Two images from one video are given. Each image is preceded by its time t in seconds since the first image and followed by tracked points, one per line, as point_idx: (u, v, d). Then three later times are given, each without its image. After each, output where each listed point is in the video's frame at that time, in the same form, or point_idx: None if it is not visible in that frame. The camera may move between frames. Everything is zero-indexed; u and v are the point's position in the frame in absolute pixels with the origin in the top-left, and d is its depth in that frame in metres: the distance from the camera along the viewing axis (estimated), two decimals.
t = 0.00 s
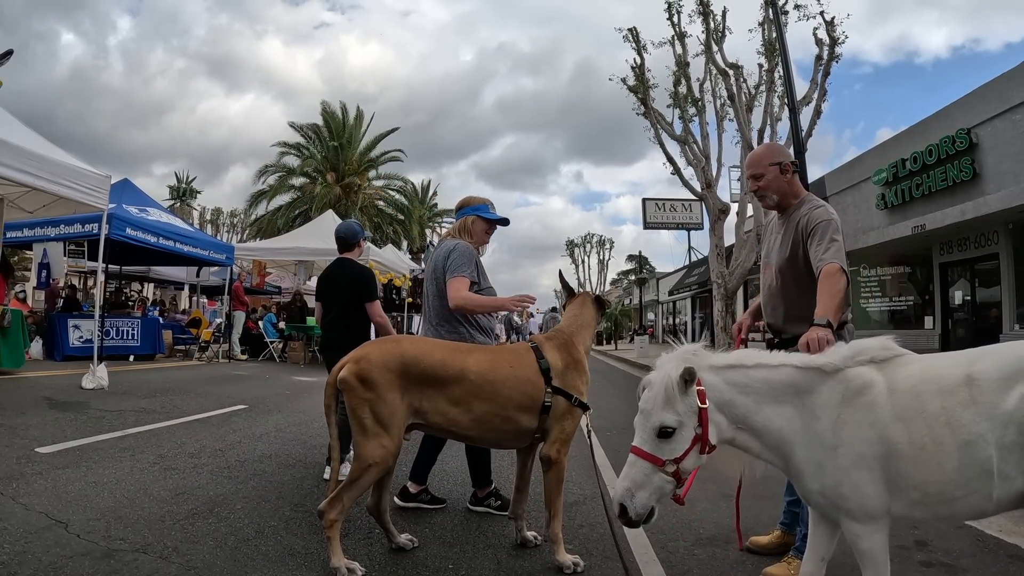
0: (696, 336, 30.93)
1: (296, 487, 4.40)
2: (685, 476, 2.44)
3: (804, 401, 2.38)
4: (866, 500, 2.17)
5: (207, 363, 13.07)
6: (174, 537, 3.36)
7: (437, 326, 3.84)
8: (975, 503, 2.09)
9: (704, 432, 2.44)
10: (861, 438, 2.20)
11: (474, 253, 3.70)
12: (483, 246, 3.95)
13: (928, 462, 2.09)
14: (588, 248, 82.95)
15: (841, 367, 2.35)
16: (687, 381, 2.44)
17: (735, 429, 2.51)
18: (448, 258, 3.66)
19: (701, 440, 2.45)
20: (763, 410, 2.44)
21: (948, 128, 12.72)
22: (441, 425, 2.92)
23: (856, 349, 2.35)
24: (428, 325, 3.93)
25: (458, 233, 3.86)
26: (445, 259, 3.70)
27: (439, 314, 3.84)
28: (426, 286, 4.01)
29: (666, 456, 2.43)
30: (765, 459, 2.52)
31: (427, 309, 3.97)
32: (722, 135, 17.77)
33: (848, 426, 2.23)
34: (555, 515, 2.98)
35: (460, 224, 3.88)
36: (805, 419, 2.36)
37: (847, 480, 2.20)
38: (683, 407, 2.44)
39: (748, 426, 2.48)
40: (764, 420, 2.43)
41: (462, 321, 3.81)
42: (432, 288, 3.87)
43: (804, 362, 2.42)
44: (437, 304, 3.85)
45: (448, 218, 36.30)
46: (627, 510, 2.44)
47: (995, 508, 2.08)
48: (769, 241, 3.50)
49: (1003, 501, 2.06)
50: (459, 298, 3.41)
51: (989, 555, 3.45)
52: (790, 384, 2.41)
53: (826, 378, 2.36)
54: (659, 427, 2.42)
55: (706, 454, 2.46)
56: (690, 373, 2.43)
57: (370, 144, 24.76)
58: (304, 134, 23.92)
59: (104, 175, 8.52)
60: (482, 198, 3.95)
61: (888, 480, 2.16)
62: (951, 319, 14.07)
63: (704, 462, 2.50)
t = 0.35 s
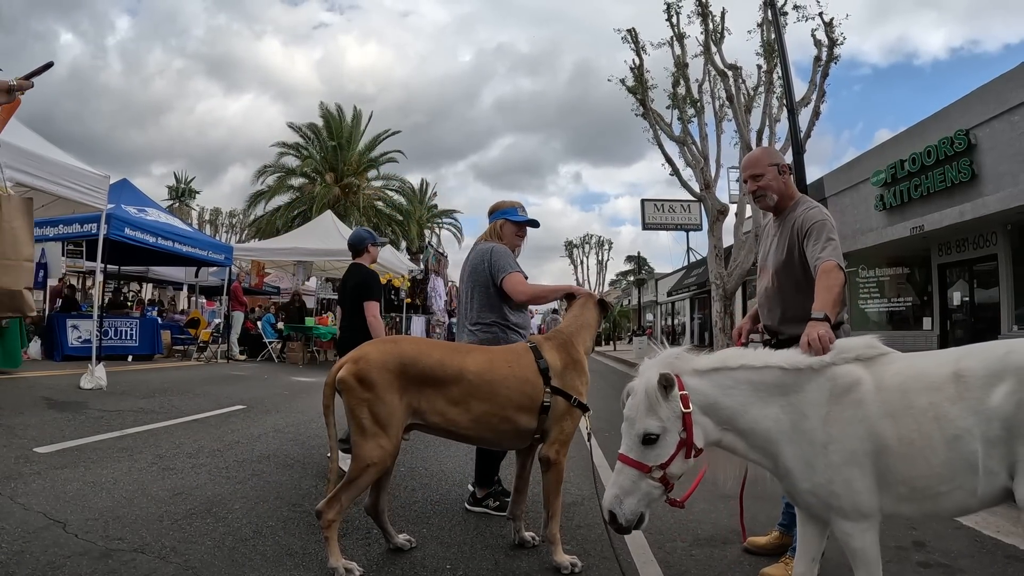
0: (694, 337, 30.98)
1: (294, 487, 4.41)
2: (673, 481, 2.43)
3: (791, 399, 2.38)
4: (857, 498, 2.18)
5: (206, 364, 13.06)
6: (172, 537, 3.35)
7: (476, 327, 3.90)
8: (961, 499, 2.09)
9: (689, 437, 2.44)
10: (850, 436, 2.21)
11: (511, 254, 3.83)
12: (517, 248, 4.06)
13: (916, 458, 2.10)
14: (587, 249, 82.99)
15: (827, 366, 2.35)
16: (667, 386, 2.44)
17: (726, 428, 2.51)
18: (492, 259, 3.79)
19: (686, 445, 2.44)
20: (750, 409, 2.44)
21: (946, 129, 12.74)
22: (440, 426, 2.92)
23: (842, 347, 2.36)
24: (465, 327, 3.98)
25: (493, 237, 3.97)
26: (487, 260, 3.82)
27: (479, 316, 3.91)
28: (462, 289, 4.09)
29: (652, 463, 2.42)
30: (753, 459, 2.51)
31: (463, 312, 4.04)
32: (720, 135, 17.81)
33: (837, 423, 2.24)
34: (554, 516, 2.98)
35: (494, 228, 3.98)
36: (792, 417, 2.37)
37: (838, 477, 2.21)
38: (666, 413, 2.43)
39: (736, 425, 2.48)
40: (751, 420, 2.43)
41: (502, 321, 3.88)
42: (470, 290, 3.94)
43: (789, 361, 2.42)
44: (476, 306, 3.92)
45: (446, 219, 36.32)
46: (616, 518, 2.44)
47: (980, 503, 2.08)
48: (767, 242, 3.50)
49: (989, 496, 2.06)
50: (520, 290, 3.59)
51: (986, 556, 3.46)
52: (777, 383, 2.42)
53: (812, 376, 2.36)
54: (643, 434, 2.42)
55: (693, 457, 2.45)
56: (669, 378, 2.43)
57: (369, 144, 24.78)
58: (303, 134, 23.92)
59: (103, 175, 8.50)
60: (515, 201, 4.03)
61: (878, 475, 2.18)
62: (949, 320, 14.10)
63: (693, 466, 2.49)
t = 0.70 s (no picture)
0: (692, 339, 31.04)
1: (290, 488, 4.41)
2: (657, 474, 2.44)
3: (777, 399, 2.39)
4: (844, 497, 2.17)
5: (203, 364, 13.04)
6: (168, 538, 3.35)
7: (501, 334, 3.99)
8: (945, 498, 2.10)
9: (672, 429, 2.46)
10: (837, 435, 2.20)
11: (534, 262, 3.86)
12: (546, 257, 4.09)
13: (902, 457, 2.10)
14: (584, 250, 83.05)
15: (813, 366, 2.36)
16: (650, 379, 2.46)
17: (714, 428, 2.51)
18: (509, 268, 3.85)
19: (670, 438, 2.46)
20: (736, 407, 2.45)
21: (944, 132, 12.78)
22: (435, 427, 2.93)
23: (827, 348, 2.37)
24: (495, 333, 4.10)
25: (521, 245, 4.03)
26: (506, 269, 3.88)
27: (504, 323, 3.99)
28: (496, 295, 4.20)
29: (637, 455, 2.43)
30: (740, 458, 2.51)
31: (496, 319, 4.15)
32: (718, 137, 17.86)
33: (823, 423, 2.24)
34: (549, 517, 2.98)
35: (523, 236, 4.05)
36: (778, 417, 2.37)
37: (825, 477, 2.20)
38: (650, 406, 2.45)
39: (724, 425, 2.48)
40: (736, 417, 2.44)
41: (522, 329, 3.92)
42: (497, 296, 4.04)
43: (775, 361, 2.42)
44: (501, 313, 4.01)
45: (444, 220, 36.33)
46: (600, 507, 2.44)
47: (965, 503, 2.09)
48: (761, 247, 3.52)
49: (973, 496, 2.07)
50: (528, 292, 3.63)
51: (981, 557, 3.47)
52: (762, 381, 2.43)
53: (798, 376, 2.37)
54: (627, 425, 2.43)
55: (677, 451, 2.47)
56: (652, 370, 2.45)
57: (367, 145, 24.80)
58: (300, 135, 23.92)
59: (101, 175, 8.50)
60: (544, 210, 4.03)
61: (864, 474, 2.18)
62: (946, 322, 14.13)
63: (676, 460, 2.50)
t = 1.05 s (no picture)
0: (689, 341, 31.05)
1: (286, 489, 4.41)
2: (656, 478, 2.44)
3: (765, 401, 2.39)
4: (833, 499, 2.18)
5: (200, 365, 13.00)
6: (164, 538, 3.35)
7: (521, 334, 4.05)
8: (931, 499, 2.12)
9: (665, 432, 2.46)
10: (824, 438, 2.21)
11: (550, 265, 3.93)
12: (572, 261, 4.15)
13: (888, 459, 2.12)
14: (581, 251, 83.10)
15: (800, 369, 2.36)
16: (632, 387, 2.47)
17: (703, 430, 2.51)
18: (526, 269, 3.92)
19: (663, 441, 2.46)
20: (724, 409, 2.45)
21: (940, 135, 12.83)
22: (431, 429, 2.94)
23: (813, 350, 2.38)
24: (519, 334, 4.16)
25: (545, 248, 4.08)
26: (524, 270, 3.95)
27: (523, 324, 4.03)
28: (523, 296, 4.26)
29: (632, 461, 2.43)
30: (728, 460, 2.51)
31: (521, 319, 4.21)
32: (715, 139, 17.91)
33: (810, 425, 2.25)
34: (545, 519, 2.99)
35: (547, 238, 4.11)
36: (766, 419, 2.37)
37: (814, 480, 2.20)
38: (638, 411, 2.45)
39: (711, 426, 2.49)
40: (723, 420, 2.45)
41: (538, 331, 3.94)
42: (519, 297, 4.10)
43: (761, 363, 2.43)
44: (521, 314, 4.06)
45: (441, 222, 36.31)
46: (606, 517, 2.44)
47: (950, 504, 2.11)
48: (755, 252, 3.53)
49: (959, 497, 2.09)
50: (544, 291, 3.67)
51: (977, 559, 3.48)
52: (749, 384, 2.44)
53: (784, 379, 2.38)
54: (617, 435, 2.43)
55: (671, 452, 2.47)
56: (633, 378, 2.46)
57: (365, 146, 24.79)
58: (298, 136, 23.90)
59: (98, 176, 8.49)
60: (571, 215, 4.01)
61: (852, 476, 2.18)
62: (943, 324, 14.17)
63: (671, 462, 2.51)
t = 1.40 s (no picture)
0: (684, 344, 31.11)
1: (281, 491, 4.40)
2: (650, 483, 2.42)
3: (753, 402, 2.42)
4: (819, 499, 2.20)
5: (195, 367, 12.97)
6: (159, 540, 3.35)
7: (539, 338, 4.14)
8: (918, 501, 2.14)
9: (656, 436, 2.45)
10: (811, 439, 2.23)
11: (560, 270, 3.97)
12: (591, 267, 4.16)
13: (875, 461, 2.14)
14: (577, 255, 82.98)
15: (789, 371, 2.39)
16: (624, 390, 2.46)
17: (692, 432, 2.53)
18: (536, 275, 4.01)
19: (656, 445, 2.45)
20: (714, 411, 2.47)
21: (935, 138, 12.91)
22: (425, 430, 2.95)
23: (801, 353, 2.41)
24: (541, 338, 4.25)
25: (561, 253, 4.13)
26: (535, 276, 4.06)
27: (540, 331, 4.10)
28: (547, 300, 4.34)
29: (626, 467, 2.40)
30: (717, 463, 2.53)
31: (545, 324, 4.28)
32: (711, 142, 17.99)
33: (798, 427, 2.27)
34: (538, 522, 3.00)
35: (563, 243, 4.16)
36: (754, 422, 2.39)
37: (802, 481, 2.22)
38: (629, 416, 2.45)
39: (701, 429, 2.50)
40: (713, 422, 2.47)
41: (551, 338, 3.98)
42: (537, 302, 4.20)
43: (750, 366, 2.46)
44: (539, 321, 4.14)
45: (436, 224, 36.33)
46: (603, 526, 2.39)
47: (937, 506, 2.13)
48: (757, 258, 3.58)
49: (945, 500, 2.11)
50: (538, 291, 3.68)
51: (970, 561, 3.50)
52: (738, 386, 2.46)
53: (773, 381, 2.40)
54: (611, 440, 2.41)
55: (665, 456, 2.46)
56: (626, 382, 2.45)
57: (360, 148, 24.79)
58: (293, 138, 23.88)
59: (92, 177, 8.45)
60: (585, 221, 4.00)
61: (840, 478, 2.20)
62: (937, 327, 14.24)
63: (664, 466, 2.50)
